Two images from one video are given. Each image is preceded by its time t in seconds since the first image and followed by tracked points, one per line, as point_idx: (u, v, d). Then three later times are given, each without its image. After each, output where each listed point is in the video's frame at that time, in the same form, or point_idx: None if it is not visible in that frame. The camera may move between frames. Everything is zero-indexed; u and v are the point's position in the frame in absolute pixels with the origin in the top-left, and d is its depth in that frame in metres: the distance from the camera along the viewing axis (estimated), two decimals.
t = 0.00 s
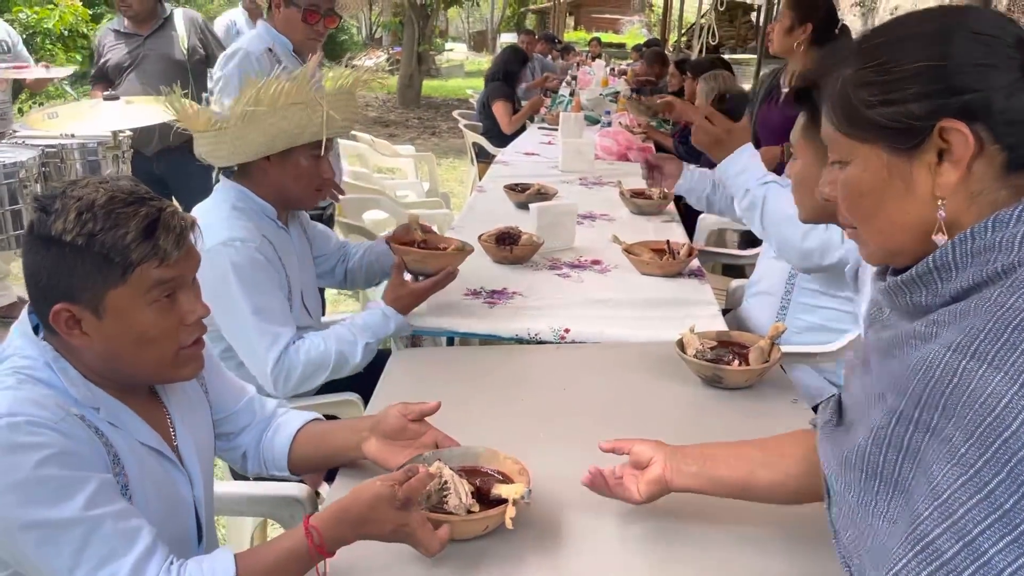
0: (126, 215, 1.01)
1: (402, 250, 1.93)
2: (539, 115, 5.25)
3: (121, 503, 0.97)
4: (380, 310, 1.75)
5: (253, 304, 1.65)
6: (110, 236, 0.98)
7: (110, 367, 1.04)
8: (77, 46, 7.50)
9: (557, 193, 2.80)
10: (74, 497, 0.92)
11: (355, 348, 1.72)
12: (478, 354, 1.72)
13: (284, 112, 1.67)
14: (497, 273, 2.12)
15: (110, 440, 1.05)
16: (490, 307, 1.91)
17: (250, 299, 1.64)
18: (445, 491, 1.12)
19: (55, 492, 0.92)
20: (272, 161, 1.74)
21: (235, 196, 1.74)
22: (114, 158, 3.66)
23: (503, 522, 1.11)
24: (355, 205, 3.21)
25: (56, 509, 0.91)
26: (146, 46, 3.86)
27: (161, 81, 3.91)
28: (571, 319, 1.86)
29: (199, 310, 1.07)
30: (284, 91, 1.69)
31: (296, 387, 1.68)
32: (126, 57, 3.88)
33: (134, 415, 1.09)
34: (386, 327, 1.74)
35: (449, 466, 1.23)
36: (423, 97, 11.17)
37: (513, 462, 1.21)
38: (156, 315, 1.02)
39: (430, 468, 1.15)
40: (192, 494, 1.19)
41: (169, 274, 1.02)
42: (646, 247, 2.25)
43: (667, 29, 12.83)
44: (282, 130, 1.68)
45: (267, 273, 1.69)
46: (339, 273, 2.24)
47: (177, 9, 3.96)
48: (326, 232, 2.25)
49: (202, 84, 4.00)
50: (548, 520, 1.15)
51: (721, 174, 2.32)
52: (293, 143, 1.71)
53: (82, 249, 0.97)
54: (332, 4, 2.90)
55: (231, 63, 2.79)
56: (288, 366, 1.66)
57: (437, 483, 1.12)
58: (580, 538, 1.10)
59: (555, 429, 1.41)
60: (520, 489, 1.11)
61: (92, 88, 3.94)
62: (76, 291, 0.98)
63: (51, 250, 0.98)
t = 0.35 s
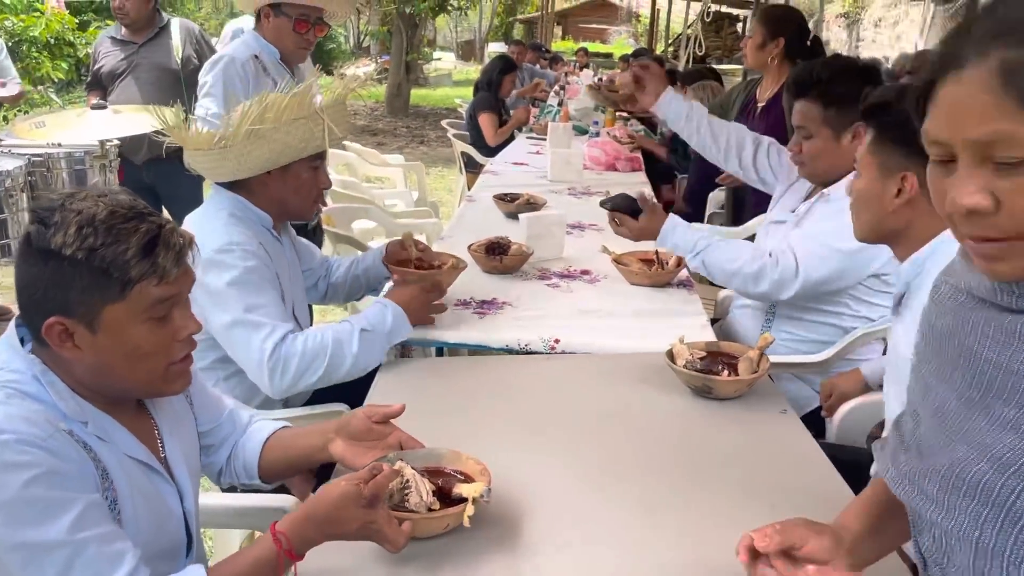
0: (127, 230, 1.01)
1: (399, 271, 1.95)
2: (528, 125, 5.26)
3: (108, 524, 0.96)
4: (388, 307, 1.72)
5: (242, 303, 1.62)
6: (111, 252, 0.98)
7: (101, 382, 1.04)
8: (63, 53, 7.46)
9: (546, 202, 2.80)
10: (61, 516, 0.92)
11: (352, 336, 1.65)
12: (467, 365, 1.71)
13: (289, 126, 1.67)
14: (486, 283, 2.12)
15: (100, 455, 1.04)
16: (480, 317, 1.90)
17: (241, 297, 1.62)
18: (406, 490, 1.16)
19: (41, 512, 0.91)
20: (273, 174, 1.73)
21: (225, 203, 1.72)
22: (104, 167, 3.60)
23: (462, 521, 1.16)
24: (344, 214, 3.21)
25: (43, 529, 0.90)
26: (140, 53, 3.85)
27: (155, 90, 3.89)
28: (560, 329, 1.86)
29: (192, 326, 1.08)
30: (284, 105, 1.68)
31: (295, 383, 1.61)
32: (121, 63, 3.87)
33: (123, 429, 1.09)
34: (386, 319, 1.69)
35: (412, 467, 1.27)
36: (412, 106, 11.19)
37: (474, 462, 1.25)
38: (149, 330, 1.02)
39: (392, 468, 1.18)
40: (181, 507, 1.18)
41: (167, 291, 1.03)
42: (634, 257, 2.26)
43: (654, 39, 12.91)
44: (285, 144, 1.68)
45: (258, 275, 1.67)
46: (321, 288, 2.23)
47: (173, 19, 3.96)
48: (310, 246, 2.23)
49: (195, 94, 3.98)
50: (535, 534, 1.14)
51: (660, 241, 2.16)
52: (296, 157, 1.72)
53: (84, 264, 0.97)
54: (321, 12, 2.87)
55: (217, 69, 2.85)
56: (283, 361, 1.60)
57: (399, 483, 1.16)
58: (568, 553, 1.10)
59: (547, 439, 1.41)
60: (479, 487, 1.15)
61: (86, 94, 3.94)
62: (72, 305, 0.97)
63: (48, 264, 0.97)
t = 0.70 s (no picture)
0: (121, 251, 1.00)
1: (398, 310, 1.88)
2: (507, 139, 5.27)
3: (84, 555, 0.94)
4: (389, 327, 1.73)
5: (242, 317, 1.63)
6: (106, 272, 0.98)
7: (75, 403, 1.01)
8: (38, 66, 7.38)
9: (527, 218, 2.80)
10: (34, 547, 0.88)
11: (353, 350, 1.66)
12: (449, 382, 1.70)
13: (269, 142, 1.65)
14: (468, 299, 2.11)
15: (75, 480, 1.02)
16: (462, 334, 1.89)
17: (240, 313, 1.63)
18: (371, 504, 1.15)
19: (15, 541, 0.87)
20: (255, 192, 1.72)
21: (208, 224, 1.71)
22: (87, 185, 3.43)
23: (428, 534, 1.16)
24: (323, 229, 3.19)
25: (16, 559, 0.87)
26: (116, 68, 3.81)
27: (130, 104, 3.86)
28: (542, 346, 1.85)
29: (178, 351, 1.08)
30: (266, 123, 1.66)
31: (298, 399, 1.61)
32: (97, 77, 3.84)
33: (99, 454, 1.07)
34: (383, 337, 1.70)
35: (380, 481, 1.26)
36: (391, 119, 11.17)
37: (441, 475, 1.24)
38: (135, 354, 1.02)
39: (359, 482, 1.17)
40: (159, 533, 1.17)
41: (157, 316, 1.03)
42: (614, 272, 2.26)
43: (633, 53, 13.00)
44: (267, 162, 1.67)
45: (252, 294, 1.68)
46: (308, 302, 2.21)
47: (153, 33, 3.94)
48: (292, 260, 2.21)
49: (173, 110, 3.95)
50: (518, 555, 1.13)
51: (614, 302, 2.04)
52: (276, 172, 1.70)
53: (81, 283, 0.96)
54: (297, 25, 2.86)
55: (194, 83, 2.86)
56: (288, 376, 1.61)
57: (365, 497, 1.15)
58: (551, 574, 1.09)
59: (532, 457, 1.41)
60: (445, 500, 1.15)
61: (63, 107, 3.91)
62: (61, 326, 0.95)
63: (42, 282, 0.96)
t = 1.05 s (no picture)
0: (92, 279, 0.99)
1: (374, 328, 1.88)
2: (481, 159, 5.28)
3: None
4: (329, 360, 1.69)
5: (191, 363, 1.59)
6: (78, 300, 0.96)
7: (46, 435, 1.00)
8: (4, 83, 7.29)
9: (502, 238, 2.80)
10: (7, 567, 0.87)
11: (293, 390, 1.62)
12: (427, 405, 1.70)
13: (257, 169, 1.64)
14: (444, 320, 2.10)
15: (44, 510, 1.00)
16: (440, 356, 1.88)
17: (191, 352, 1.58)
18: (353, 531, 1.14)
19: None
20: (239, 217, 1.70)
21: (186, 248, 1.68)
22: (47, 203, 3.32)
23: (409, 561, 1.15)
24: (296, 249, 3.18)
25: None
26: (85, 86, 3.77)
27: (100, 123, 3.81)
28: (520, 368, 1.85)
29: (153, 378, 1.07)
30: (255, 147, 1.66)
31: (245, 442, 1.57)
32: (66, 96, 3.79)
33: (69, 483, 1.05)
34: (326, 369, 1.66)
35: (360, 507, 1.24)
36: (363, 137, 11.14)
37: (421, 501, 1.23)
38: (110, 382, 1.00)
39: (339, 510, 1.16)
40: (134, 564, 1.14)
41: (131, 341, 1.02)
42: (591, 293, 2.27)
43: (604, 73, 13.12)
44: (253, 186, 1.65)
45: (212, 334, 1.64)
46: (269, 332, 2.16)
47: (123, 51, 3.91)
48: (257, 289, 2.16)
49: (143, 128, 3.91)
50: None
51: (586, 330, 2.04)
52: (263, 197, 1.69)
53: (54, 312, 0.95)
54: (268, 45, 2.88)
55: (169, 110, 2.80)
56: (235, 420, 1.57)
57: (346, 523, 1.14)
58: None
59: (513, 481, 1.40)
60: (426, 527, 1.14)
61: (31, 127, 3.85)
62: (34, 356, 0.94)
63: (4, 319, 0.93)
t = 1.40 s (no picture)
0: (47, 313, 0.98)
1: (350, 352, 1.87)
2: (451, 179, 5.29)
3: None
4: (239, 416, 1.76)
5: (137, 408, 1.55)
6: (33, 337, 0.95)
7: None
8: None
9: (474, 258, 2.81)
10: None
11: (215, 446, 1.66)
12: (402, 427, 1.69)
13: (232, 194, 1.65)
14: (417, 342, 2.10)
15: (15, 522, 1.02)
16: (414, 378, 1.87)
17: (141, 392, 1.54)
18: (328, 558, 1.13)
19: None
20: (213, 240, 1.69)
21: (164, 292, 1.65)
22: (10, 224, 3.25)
23: None
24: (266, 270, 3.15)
25: None
26: (50, 106, 3.72)
27: (65, 143, 3.75)
28: (494, 390, 1.84)
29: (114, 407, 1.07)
30: (227, 171, 1.65)
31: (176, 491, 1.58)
32: (30, 115, 3.72)
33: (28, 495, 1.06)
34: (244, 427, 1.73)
35: (335, 533, 1.23)
36: (331, 156, 11.10)
37: (398, 526, 1.22)
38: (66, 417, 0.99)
39: (314, 538, 1.14)
40: None
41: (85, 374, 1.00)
42: (563, 313, 2.28)
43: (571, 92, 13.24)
44: (226, 212, 1.65)
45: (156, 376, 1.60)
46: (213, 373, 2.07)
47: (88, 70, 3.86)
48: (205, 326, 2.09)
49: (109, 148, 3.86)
50: None
51: (557, 354, 2.05)
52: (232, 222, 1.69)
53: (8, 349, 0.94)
54: (245, 66, 2.87)
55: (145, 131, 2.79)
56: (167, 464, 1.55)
57: (321, 551, 1.13)
58: None
59: (488, 504, 1.38)
60: (402, 553, 1.14)
61: None
62: None
63: None
